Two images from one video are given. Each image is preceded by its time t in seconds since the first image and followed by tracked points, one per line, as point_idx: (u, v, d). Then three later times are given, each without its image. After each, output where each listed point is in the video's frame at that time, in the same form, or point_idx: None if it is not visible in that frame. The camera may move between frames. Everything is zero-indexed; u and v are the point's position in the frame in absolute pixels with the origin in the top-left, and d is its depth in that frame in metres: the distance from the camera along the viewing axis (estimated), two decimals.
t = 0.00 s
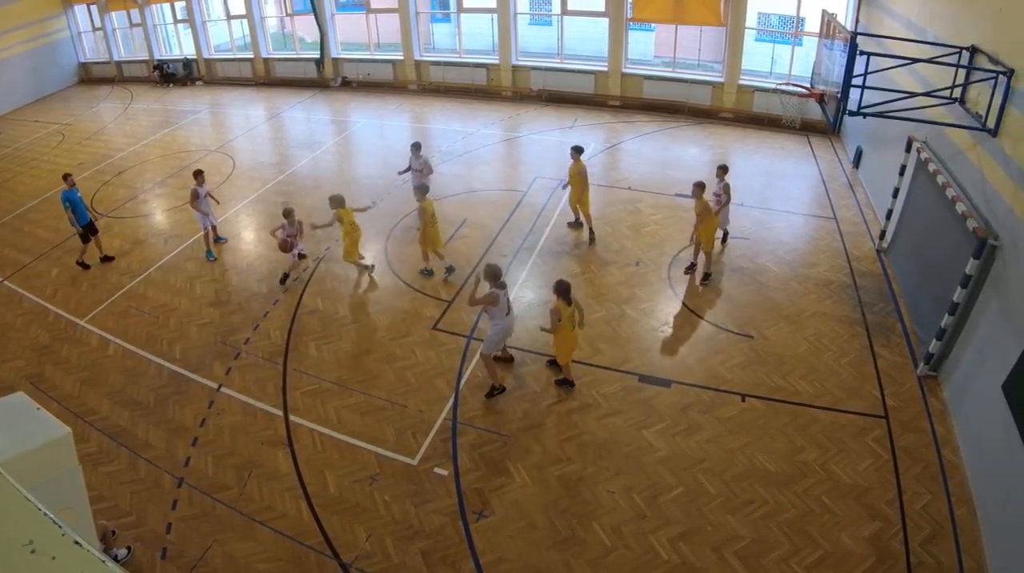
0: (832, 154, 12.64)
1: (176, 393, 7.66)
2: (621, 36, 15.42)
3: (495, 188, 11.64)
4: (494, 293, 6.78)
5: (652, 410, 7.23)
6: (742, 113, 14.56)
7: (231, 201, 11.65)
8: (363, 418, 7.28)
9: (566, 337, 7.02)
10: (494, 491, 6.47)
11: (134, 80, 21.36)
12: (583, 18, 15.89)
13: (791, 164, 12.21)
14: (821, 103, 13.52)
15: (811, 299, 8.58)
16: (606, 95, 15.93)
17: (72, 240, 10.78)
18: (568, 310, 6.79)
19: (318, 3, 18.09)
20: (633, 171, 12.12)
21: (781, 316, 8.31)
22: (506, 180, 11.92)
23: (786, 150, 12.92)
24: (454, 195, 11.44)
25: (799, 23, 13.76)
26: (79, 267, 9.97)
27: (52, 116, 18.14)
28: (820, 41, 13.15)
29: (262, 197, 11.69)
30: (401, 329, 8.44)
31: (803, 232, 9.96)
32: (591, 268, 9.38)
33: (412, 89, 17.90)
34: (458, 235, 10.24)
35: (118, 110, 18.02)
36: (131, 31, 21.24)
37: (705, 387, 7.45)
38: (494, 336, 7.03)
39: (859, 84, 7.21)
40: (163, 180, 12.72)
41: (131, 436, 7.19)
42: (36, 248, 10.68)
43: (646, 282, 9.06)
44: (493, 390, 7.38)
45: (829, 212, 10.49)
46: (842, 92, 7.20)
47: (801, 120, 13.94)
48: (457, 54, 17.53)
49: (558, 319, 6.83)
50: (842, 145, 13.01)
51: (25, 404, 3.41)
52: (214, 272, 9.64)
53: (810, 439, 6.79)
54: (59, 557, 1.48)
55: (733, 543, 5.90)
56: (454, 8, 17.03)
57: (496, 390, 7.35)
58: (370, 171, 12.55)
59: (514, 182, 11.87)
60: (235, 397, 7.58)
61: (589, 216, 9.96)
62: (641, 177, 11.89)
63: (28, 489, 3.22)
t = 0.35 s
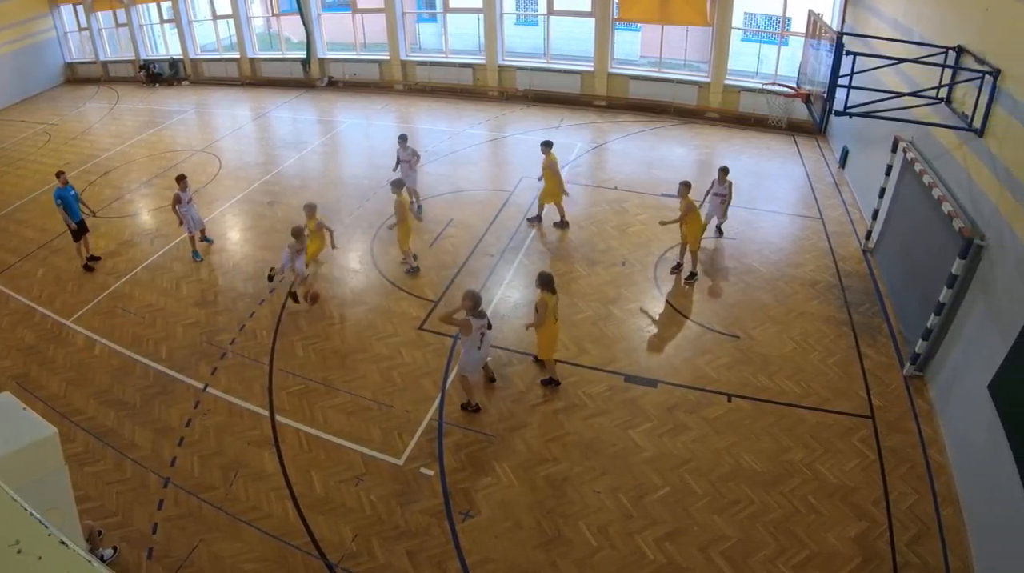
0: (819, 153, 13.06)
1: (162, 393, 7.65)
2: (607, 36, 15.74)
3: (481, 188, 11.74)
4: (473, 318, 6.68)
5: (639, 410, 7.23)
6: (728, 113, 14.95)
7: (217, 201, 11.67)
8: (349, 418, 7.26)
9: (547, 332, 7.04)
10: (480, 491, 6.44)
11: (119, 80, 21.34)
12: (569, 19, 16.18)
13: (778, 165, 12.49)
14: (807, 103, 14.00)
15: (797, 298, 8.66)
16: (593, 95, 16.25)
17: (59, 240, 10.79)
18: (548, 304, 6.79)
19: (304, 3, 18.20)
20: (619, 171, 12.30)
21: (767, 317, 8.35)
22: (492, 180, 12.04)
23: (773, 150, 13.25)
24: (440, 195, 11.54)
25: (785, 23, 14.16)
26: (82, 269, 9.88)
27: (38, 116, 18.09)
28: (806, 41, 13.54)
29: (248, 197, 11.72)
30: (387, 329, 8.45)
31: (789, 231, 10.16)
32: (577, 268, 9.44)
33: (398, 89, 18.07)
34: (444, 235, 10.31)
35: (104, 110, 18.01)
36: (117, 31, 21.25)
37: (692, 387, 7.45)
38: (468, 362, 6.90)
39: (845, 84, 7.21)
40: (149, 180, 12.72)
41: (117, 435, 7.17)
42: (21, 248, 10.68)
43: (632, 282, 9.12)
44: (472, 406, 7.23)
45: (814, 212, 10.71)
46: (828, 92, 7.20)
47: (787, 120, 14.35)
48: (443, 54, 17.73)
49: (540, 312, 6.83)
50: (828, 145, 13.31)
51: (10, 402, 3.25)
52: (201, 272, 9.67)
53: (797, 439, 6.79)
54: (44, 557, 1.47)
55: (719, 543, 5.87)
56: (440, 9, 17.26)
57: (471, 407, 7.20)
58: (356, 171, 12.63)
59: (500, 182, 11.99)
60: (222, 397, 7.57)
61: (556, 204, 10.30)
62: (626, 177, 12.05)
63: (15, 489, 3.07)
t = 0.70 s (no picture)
0: (805, 153, 13.18)
1: (149, 393, 7.65)
2: (594, 37, 15.83)
3: (468, 188, 11.79)
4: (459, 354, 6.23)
5: (625, 410, 7.22)
6: (715, 113, 15.06)
7: (205, 201, 11.69)
8: (336, 418, 7.24)
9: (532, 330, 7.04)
10: (467, 491, 6.40)
11: (106, 80, 21.34)
12: (556, 19, 16.26)
13: (765, 165, 12.60)
14: (794, 103, 14.14)
15: (783, 299, 8.71)
16: (580, 95, 16.32)
17: (47, 241, 10.82)
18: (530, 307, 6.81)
19: (291, 3, 18.22)
20: (606, 171, 12.34)
21: (754, 317, 8.38)
22: (479, 180, 12.09)
23: (761, 150, 13.34)
24: (428, 195, 11.58)
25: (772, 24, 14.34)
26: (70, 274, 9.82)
27: (25, 116, 18.06)
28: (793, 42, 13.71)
29: (236, 197, 11.75)
30: (374, 329, 8.47)
31: (775, 232, 10.24)
32: (564, 268, 9.49)
33: (385, 89, 18.10)
34: (431, 234, 10.34)
35: (91, 110, 18.01)
36: (104, 31, 21.26)
37: (679, 387, 7.46)
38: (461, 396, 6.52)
39: (832, 84, 7.21)
40: (135, 180, 12.72)
41: (104, 436, 7.14)
42: (8, 248, 10.68)
43: (618, 282, 9.16)
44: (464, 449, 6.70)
45: (800, 212, 10.78)
46: (815, 92, 7.20)
47: (774, 120, 14.51)
48: (430, 54, 17.80)
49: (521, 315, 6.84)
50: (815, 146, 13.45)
51: None
52: (187, 272, 9.70)
53: (784, 439, 6.78)
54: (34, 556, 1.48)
55: (707, 543, 5.83)
56: (427, 9, 17.33)
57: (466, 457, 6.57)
58: (343, 171, 12.68)
59: (486, 182, 12.03)
60: (208, 397, 7.56)
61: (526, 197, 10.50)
62: (613, 177, 12.08)
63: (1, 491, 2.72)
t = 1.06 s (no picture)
0: (793, 153, 13.19)
1: (137, 393, 7.65)
2: (581, 37, 15.82)
3: (455, 188, 11.81)
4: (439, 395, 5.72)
5: (613, 410, 7.22)
6: (701, 113, 15.10)
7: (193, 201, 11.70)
8: (323, 418, 7.24)
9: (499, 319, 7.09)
10: (454, 491, 6.38)
11: (94, 80, 21.33)
12: (543, 19, 16.28)
13: (754, 165, 12.61)
14: (781, 104, 14.14)
15: (770, 299, 8.73)
16: (567, 95, 16.32)
17: (35, 240, 10.82)
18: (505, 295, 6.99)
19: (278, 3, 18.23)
20: (593, 171, 12.36)
21: (741, 318, 8.39)
22: (466, 180, 12.11)
23: (750, 150, 13.35)
24: (415, 195, 11.60)
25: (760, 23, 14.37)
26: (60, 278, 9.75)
27: (12, 115, 18.04)
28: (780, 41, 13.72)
29: (223, 197, 11.76)
30: (362, 329, 8.48)
31: (762, 232, 10.25)
32: (551, 267, 9.51)
33: (372, 89, 18.11)
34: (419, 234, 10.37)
35: (79, 110, 18.01)
36: (91, 31, 21.25)
37: (667, 387, 7.46)
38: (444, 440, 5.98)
39: (819, 84, 7.20)
40: (123, 180, 12.72)
41: (91, 436, 7.13)
42: None
43: (604, 282, 9.17)
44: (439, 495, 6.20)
45: (787, 212, 10.80)
46: (803, 92, 7.18)
47: (761, 120, 14.53)
48: (418, 54, 17.83)
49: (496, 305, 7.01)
50: (803, 146, 13.49)
51: None
52: (174, 272, 9.70)
53: (771, 439, 6.77)
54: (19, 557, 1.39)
55: (695, 543, 5.81)
56: (414, 9, 17.36)
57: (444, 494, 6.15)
58: (331, 171, 12.69)
59: (474, 182, 12.05)
60: (196, 397, 7.56)
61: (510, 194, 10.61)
62: (601, 177, 12.09)
63: None
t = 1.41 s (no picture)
0: (792, 153, 13.19)
1: (136, 393, 7.65)
2: (581, 37, 15.83)
3: (456, 188, 11.82)
4: (437, 428, 5.43)
5: (612, 410, 7.22)
6: (702, 113, 15.09)
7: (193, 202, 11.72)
8: (323, 418, 7.24)
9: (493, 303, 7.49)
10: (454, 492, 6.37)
11: (93, 80, 21.34)
12: (543, 19, 16.29)
13: (754, 165, 12.61)
14: (780, 104, 14.14)
15: (770, 299, 8.72)
16: (567, 95, 16.31)
17: (34, 241, 10.82)
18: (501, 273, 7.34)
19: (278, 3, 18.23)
20: (593, 170, 12.37)
21: (741, 318, 8.39)
22: (466, 180, 12.11)
23: (750, 150, 13.35)
24: (415, 194, 11.61)
25: (761, 23, 14.37)
26: (59, 277, 9.75)
27: (12, 115, 18.05)
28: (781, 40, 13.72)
29: (223, 197, 11.77)
30: (361, 330, 8.47)
31: (762, 231, 10.26)
32: (550, 268, 9.52)
33: (372, 89, 18.12)
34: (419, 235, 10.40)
35: (78, 110, 18.01)
36: (91, 31, 21.26)
37: (667, 387, 7.46)
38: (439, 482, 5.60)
39: (819, 84, 7.20)
40: (122, 180, 12.72)
41: (91, 436, 7.12)
42: None
43: (603, 282, 9.18)
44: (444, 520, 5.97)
45: (787, 212, 10.80)
46: (803, 92, 7.18)
47: (761, 120, 14.53)
48: (418, 54, 17.84)
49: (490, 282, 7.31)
50: (803, 146, 13.50)
51: None
52: (174, 272, 9.71)
53: (771, 439, 6.78)
54: (21, 557, 1.40)
55: (694, 543, 5.81)
56: (414, 9, 17.37)
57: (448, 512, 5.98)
58: (331, 171, 12.69)
59: (474, 182, 12.04)
60: (196, 397, 7.56)
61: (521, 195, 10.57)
62: (601, 177, 12.09)
63: None
